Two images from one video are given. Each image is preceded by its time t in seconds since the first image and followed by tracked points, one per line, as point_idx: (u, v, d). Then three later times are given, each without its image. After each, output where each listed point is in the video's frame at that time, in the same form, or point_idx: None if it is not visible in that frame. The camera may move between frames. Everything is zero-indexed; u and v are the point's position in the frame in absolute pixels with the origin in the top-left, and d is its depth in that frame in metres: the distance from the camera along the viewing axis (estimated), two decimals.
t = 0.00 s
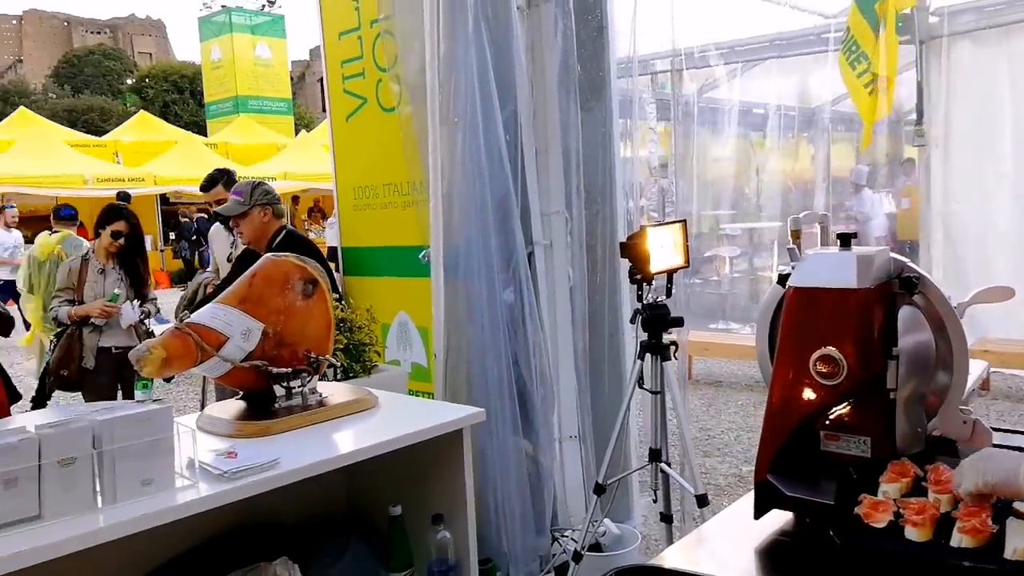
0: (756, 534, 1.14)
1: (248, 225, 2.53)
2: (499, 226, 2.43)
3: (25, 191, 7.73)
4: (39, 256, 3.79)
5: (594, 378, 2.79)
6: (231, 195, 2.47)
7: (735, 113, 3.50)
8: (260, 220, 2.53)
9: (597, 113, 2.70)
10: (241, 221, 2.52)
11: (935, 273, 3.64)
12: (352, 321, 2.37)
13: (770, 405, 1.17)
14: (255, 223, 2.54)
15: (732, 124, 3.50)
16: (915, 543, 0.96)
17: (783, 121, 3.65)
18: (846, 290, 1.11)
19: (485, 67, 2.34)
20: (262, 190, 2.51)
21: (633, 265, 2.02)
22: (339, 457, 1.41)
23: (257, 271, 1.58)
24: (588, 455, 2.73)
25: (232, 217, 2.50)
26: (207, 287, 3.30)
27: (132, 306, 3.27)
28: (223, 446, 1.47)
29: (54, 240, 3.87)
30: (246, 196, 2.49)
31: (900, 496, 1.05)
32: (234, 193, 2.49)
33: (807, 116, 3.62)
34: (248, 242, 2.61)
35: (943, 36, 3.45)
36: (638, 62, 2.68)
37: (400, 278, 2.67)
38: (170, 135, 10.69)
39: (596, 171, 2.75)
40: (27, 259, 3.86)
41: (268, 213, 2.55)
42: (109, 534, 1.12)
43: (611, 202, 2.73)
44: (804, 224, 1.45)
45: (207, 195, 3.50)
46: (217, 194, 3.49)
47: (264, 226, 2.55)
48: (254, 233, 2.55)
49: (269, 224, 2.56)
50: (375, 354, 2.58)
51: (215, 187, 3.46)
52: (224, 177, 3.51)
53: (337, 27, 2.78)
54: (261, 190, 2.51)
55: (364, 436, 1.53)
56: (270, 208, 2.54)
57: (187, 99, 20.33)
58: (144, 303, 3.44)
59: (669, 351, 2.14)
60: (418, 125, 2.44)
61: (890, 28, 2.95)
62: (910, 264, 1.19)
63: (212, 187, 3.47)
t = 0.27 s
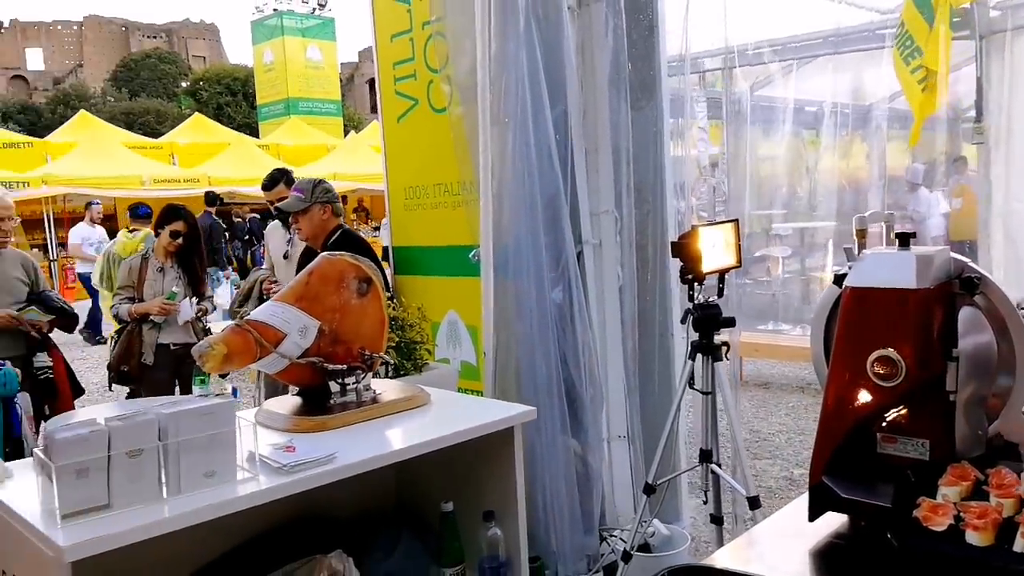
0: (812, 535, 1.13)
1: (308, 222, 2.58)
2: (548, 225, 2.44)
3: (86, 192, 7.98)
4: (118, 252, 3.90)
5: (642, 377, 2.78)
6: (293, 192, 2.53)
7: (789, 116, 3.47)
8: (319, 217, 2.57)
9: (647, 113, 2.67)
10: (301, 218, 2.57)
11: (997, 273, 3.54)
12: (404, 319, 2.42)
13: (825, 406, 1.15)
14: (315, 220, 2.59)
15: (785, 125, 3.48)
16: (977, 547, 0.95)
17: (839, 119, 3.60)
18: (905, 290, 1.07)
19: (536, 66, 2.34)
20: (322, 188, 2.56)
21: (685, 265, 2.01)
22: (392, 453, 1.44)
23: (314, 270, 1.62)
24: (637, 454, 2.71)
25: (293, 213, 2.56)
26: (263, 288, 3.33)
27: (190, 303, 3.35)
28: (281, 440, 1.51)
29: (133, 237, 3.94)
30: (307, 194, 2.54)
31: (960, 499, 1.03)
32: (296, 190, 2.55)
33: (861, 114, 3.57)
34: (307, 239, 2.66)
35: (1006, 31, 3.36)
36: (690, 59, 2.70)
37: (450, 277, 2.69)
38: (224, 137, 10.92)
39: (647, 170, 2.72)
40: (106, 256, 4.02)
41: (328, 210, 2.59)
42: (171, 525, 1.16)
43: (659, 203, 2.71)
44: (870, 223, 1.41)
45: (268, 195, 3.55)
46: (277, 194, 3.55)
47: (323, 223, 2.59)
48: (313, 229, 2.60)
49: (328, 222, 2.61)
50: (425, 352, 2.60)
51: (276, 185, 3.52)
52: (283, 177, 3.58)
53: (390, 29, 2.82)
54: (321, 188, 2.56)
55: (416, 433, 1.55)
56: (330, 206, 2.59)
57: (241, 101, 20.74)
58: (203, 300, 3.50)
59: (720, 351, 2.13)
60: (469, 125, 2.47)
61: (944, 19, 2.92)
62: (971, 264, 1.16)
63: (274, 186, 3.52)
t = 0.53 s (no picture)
0: (860, 538, 1.11)
1: (356, 219, 2.61)
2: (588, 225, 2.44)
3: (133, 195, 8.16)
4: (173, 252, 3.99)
5: (683, 378, 2.77)
6: (341, 189, 2.55)
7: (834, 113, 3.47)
8: (366, 215, 2.60)
9: (689, 113, 2.66)
10: (348, 215, 2.60)
11: None
12: (445, 320, 2.45)
13: (872, 408, 1.12)
14: (362, 218, 2.62)
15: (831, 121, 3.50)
16: None
17: (884, 116, 3.60)
18: (954, 291, 1.04)
19: (576, 67, 2.34)
20: (371, 186, 2.57)
21: (727, 265, 2.00)
22: (436, 451, 1.46)
23: (359, 271, 1.64)
24: (678, 455, 2.70)
25: (341, 210, 2.59)
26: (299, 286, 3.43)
27: (233, 303, 3.42)
28: (328, 438, 1.53)
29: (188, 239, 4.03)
30: (355, 191, 2.56)
31: (1014, 503, 0.99)
32: (345, 186, 2.57)
33: (906, 111, 3.55)
34: (354, 235, 2.69)
35: None
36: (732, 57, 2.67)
37: (491, 277, 2.71)
38: (267, 139, 11.08)
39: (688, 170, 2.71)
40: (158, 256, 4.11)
41: (376, 209, 2.61)
42: (223, 520, 1.18)
43: (700, 202, 2.69)
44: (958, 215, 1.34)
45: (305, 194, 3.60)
46: (314, 193, 3.60)
47: (370, 221, 2.62)
48: (360, 227, 2.63)
49: (375, 220, 2.63)
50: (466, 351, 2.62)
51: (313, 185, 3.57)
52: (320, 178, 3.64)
53: (431, 31, 2.84)
54: (370, 186, 2.57)
55: (459, 432, 1.56)
56: (377, 204, 2.60)
57: (283, 105, 21.05)
58: (247, 300, 3.60)
59: (763, 351, 2.11)
60: (509, 127, 2.48)
61: (992, 13, 2.86)
62: None
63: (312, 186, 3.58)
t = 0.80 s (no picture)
0: (902, 544, 1.10)
1: (400, 218, 2.66)
2: (626, 226, 2.44)
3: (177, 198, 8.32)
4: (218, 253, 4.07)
5: (721, 381, 2.75)
6: (386, 188, 2.63)
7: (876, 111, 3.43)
8: (409, 214, 2.65)
9: (728, 114, 2.65)
10: (393, 213, 2.67)
11: None
12: (483, 321, 2.46)
13: (919, 411, 1.08)
14: (406, 217, 2.67)
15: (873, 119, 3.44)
16: None
17: (927, 115, 3.54)
18: (1001, 292, 0.98)
19: (614, 69, 2.34)
20: (416, 186, 2.64)
21: (766, 267, 1.99)
22: (475, 451, 1.47)
23: (400, 273, 1.67)
24: (716, 457, 2.68)
25: (386, 208, 2.66)
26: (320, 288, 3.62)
27: (276, 303, 3.46)
28: (370, 436, 1.56)
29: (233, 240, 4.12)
30: (400, 190, 2.63)
31: None
32: (391, 186, 2.65)
33: (950, 109, 3.50)
34: (397, 235, 2.75)
35: None
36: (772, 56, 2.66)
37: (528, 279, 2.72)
38: (306, 142, 11.23)
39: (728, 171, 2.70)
40: (203, 257, 4.21)
41: (419, 209, 2.66)
42: (268, 517, 1.21)
43: (740, 204, 2.67)
44: None
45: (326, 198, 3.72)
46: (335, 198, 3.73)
47: (413, 221, 2.67)
48: (403, 226, 2.68)
49: (419, 219, 2.67)
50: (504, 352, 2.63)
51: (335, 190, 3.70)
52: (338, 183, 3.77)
53: (469, 34, 2.86)
54: (415, 187, 2.64)
55: (497, 432, 1.58)
56: (421, 205, 2.66)
57: (321, 108, 21.31)
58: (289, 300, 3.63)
59: (803, 354, 2.09)
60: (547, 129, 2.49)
61: None
62: None
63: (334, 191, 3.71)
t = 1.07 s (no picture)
0: (942, 545, 1.08)
1: (434, 215, 2.69)
2: (660, 223, 2.43)
3: (214, 195, 8.45)
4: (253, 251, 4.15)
5: (756, 379, 2.74)
6: (421, 184, 2.66)
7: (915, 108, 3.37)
8: (443, 211, 2.67)
9: (764, 112, 2.63)
10: (427, 210, 2.70)
11: None
12: (517, 318, 2.47)
13: (957, 411, 1.02)
14: (440, 214, 2.69)
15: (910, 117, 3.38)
16: None
17: (967, 112, 3.48)
18: None
19: (649, 67, 2.34)
20: (449, 183, 2.67)
21: (803, 265, 1.98)
22: (510, 447, 1.48)
23: (434, 271, 1.68)
24: (750, 456, 2.67)
25: (421, 204, 2.69)
26: (345, 282, 3.64)
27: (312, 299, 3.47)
28: (405, 432, 1.58)
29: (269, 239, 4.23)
30: (434, 187, 2.66)
31: None
32: (426, 184, 2.69)
33: (990, 106, 3.42)
34: (432, 233, 2.77)
35: None
36: (810, 52, 2.62)
37: (562, 276, 2.73)
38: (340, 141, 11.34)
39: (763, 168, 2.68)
40: (235, 255, 4.27)
41: (452, 206, 2.68)
42: (308, 509, 1.23)
43: (776, 202, 2.66)
44: None
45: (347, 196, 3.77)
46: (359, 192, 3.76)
47: (446, 218, 2.69)
48: (437, 223, 2.70)
49: (452, 217, 2.69)
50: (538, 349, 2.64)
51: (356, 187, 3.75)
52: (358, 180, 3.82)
53: (503, 33, 2.87)
54: (448, 183, 2.67)
55: (532, 429, 1.59)
56: (454, 202, 2.68)
57: (355, 107, 21.48)
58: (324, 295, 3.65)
59: (840, 353, 2.07)
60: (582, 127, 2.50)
61: None
62: None
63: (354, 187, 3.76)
